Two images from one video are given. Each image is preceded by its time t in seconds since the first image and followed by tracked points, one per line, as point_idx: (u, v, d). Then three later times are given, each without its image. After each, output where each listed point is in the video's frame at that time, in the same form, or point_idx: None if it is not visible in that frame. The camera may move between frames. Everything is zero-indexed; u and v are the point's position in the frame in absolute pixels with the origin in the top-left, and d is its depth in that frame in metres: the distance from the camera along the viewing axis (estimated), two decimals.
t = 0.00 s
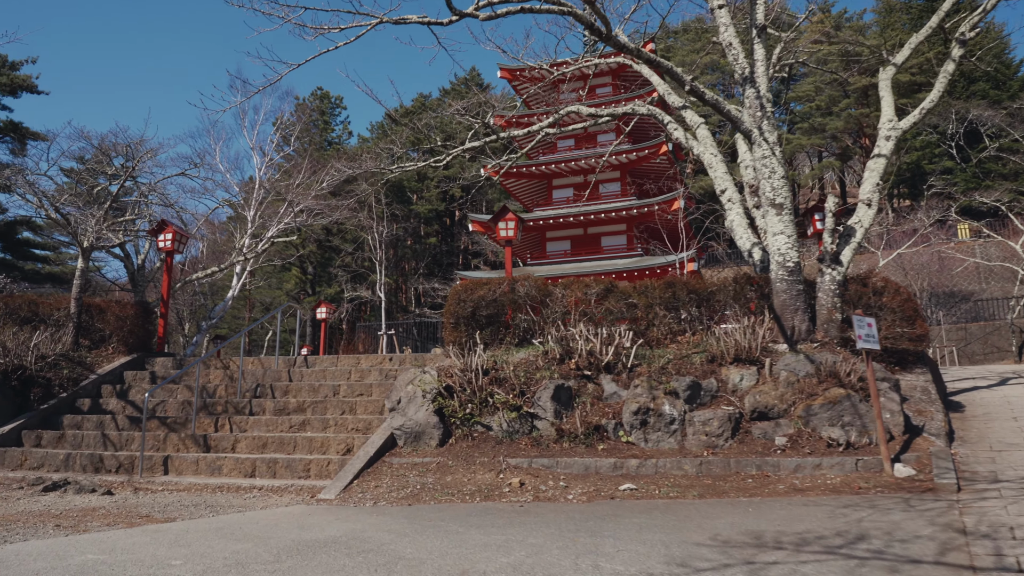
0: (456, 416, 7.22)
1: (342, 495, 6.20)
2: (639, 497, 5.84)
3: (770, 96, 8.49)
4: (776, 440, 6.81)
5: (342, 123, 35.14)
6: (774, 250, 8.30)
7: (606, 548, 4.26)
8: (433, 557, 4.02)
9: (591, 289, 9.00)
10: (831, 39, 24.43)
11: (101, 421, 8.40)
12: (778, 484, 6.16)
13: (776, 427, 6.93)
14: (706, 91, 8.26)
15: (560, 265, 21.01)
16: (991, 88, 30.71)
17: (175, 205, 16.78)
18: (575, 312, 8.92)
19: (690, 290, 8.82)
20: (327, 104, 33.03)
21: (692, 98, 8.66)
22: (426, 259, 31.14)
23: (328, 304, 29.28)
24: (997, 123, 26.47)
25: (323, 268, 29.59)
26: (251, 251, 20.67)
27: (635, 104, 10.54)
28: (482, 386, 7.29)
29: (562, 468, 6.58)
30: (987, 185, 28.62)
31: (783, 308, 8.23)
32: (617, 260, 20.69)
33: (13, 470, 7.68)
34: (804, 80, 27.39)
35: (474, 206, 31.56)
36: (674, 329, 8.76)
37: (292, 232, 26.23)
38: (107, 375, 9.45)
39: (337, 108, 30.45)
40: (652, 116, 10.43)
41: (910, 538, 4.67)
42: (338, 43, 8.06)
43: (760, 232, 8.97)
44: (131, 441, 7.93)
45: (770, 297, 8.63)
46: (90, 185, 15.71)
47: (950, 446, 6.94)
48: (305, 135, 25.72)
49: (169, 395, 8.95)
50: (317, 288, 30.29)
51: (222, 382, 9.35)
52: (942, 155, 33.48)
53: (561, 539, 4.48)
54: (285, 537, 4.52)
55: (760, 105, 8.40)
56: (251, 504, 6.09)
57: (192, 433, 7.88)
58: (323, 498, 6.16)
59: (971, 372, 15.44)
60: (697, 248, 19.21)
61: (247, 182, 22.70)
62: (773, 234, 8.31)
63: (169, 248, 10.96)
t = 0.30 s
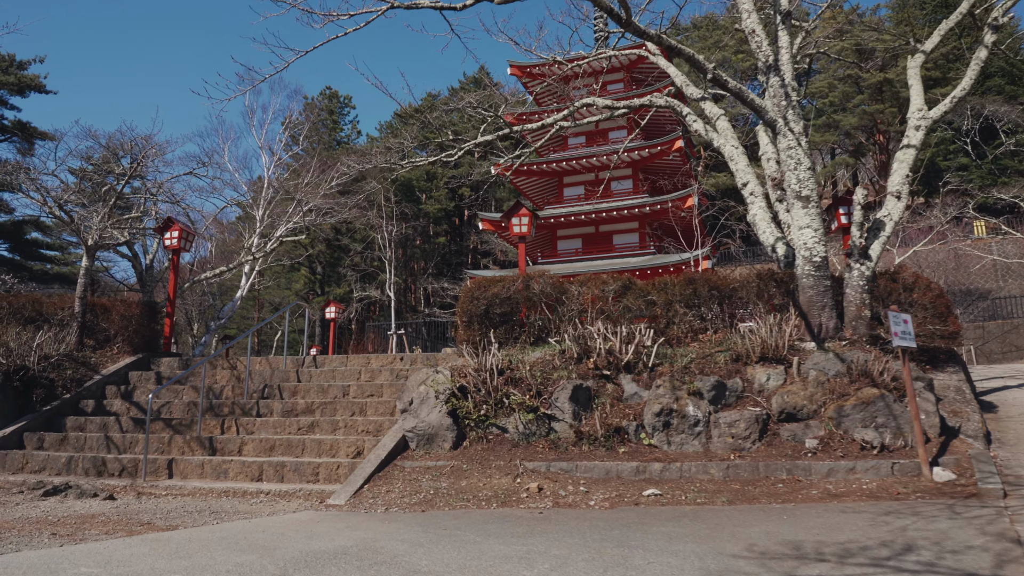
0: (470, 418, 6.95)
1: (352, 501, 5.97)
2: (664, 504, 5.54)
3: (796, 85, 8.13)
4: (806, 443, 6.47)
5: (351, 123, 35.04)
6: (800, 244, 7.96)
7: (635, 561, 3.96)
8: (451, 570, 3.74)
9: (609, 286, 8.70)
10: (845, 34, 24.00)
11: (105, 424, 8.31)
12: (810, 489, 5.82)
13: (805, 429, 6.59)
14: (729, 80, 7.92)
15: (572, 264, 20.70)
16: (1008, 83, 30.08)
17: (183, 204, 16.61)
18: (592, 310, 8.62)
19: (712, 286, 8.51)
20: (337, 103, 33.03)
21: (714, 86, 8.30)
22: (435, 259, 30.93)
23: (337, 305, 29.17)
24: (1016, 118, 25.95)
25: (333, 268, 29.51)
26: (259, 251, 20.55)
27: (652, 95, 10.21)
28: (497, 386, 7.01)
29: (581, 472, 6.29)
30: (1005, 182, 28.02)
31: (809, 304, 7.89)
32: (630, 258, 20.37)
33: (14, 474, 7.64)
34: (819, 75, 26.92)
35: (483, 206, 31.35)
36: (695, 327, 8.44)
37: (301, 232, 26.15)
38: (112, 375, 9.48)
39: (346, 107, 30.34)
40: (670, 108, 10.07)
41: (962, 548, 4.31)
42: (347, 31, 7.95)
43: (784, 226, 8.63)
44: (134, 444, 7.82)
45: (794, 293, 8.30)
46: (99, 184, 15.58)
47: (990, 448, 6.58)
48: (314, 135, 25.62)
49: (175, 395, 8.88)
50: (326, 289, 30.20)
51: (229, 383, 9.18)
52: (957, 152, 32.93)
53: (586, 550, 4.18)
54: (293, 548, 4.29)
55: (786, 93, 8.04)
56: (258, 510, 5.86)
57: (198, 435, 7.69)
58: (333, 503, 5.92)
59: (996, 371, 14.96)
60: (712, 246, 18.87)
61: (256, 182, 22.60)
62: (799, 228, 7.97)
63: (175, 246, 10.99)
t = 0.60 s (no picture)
0: (480, 419, 6.66)
1: (358, 506, 5.71)
2: (687, 510, 5.25)
3: (817, 73, 7.81)
4: (833, 445, 6.18)
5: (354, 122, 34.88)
6: (822, 238, 7.65)
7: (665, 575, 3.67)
8: None
9: (622, 283, 8.41)
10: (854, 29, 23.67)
11: (102, 425, 8.08)
12: (840, 494, 5.52)
13: (832, 431, 6.29)
14: (748, 68, 7.63)
15: (578, 262, 20.40)
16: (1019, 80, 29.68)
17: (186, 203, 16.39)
18: (604, 308, 8.33)
19: (728, 283, 8.23)
20: (340, 102, 32.90)
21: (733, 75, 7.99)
22: (439, 259, 30.66)
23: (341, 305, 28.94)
24: None
25: (336, 268, 29.30)
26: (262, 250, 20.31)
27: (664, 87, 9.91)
28: (508, 387, 6.72)
29: (597, 477, 6.00)
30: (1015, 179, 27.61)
31: (831, 301, 7.58)
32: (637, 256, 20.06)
33: (8, 478, 7.40)
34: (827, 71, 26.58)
35: (487, 205, 31.09)
36: (712, 325, 8.14)
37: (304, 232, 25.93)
38: (111, 376, 9.25)
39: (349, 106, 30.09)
40: (683, 99, 9.75)
41: (1014, 559, 4.00)
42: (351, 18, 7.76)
43: (804, 221, 8.33)
44: (132, 447, 7.58)
45: (815, 290, 7.99)
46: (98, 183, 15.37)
47: None
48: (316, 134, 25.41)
49: (174, 396, 8.65)
50: (330, 289, 29.97)
51: (231, 383, 8.93)
52: (966, 150, 32.54)
53: (610, 562, 3.90)
54: (296, 559, 4.02)
55: (807, 82, 7.72)
56: (260, 516, 5.59)
57: (197, 438, 7.43)
58: (338, 510, 5.65)
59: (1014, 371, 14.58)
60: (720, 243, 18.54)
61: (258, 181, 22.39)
62: (821, 222, 7.65)
63: (176, 243, 10.77)
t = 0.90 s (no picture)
0: (489, 421, 6.38)
1: (361, 513, 5.44)
2: (710, 517, 4.98)
3: (836, 61, 7.55)
4: (859, 447, 5.90)
5: (354, 122, 34.64)
6: (842, 232, 7.37)
7: None
8: None
9: (633, 280, 8.13)
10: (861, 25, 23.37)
11: (96, 427, 7.80)
12: (870, 500, 5.24)
13: (857, 433, 6.01)
14: (765, 56, 7.38)
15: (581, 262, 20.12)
16: None
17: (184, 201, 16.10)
18: (615, 305, 8.06)
19: (743, 279, 7.94)
20: (340, 101, 32.71)
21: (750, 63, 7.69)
22: (440, 259, 30.37)
23: (341, 305, 28.68)
24: None
25: (336, 267, 29.06)
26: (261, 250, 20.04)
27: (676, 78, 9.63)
28: (518, 387, 6.43)
29: (613, 481, 5.73)
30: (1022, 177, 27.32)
31: (852, 298, 7.30)
32: (641, 255, 19.79)
33: None
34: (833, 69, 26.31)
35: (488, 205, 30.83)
36: (727, 323, 7.86)
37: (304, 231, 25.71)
38: (106, 376, 8.98)
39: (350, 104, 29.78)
40: (695, 91, 9.46)
41: None
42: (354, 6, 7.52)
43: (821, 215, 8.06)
44: (127, 449, 7.30)
45: (834, 287, 7.70)
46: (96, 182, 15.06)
47: None
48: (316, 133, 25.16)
49: (171, 397, 8.38)
50: (330, 289, 29.69)
51: (229, 384, 8.67)
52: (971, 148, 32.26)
53: None
54: (298, 573, 3.74)
55: (825, 71, 7.46)
56: (258, 524, 5.31)
57: (194, 440, 7.16)
58: (341, 516, 5.38)
59: None
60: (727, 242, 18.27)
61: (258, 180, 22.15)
62: (841, 216, 7.37)
63: (173, 240, 10.51)
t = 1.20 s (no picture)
0: (499, 424, 6.11)
1: (368, 520, 5.17)
2: (736, 524, 4.72)
3: (857, 50, 7.29)
4: (888, 451, 5.64)
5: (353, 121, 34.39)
6: (864, 227, 7.11)
7: None
8: None
9: (646, 277, 7.87)
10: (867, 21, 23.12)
11: (91, 430, 7.53)
12: (904, 506, 4.98)
13: (886, 436, 5.75)
14: (784, 44, 7.12)
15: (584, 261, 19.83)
16: None
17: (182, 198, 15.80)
18: (627, 304, 7.78)
19: (760, 276, 7.66)
20: (339, 100, 32.45)
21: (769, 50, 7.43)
22: (440, 259, 30.08)
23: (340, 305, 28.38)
24: None
25: (336, 267, 28.79)
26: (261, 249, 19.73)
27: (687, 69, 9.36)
28: (530, 388, 6.15)
29: (631, 487, 5.47)
30: None
31: (874, 295, 7.03)
32: (645, 254, 19.52)
33: None
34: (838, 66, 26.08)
35: (489, 204, 30.57)
36: (743, 321, 7.59)
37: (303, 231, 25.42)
38: (101, 377, 8.68)
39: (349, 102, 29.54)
40: (707, 82, 9.19)
41: None
42: None
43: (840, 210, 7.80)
44: (122, 453, 7.03)
45: (855, 284, 7.44)
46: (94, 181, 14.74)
47: None
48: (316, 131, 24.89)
49: (168, 398, 8.12)
50: (329, 289, 29.41)
51: (228, 385, 8.40)
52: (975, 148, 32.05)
53: None
54: None
55: (847, 60, 7.20)
56: (259, 532, 5.04)
57: (192, 443, 6.88)
58: (346, 524, 5.10)
59: None
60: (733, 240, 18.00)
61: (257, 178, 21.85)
62: (863, 210, 7.11)
63: (170, 237, 10.27)
